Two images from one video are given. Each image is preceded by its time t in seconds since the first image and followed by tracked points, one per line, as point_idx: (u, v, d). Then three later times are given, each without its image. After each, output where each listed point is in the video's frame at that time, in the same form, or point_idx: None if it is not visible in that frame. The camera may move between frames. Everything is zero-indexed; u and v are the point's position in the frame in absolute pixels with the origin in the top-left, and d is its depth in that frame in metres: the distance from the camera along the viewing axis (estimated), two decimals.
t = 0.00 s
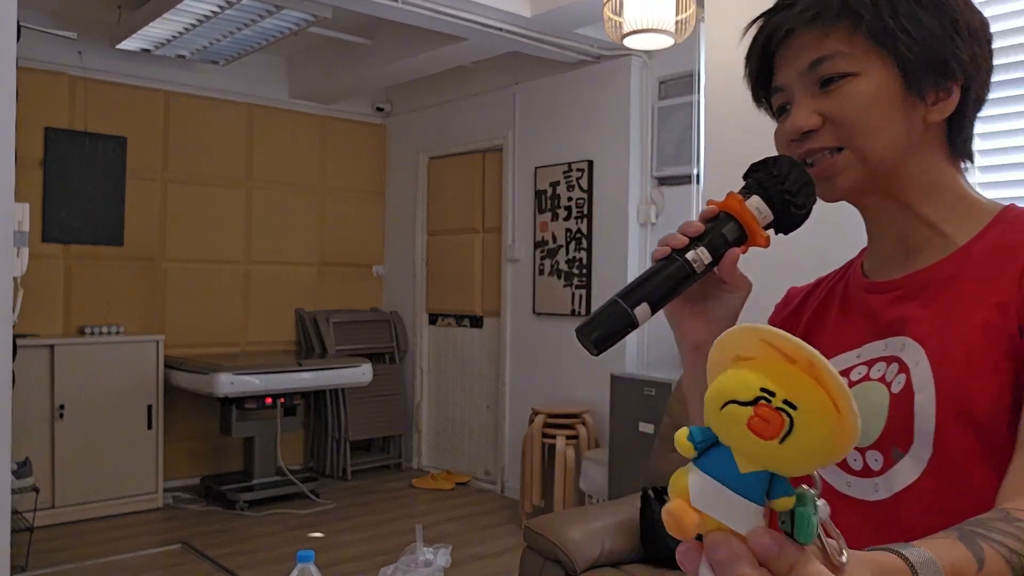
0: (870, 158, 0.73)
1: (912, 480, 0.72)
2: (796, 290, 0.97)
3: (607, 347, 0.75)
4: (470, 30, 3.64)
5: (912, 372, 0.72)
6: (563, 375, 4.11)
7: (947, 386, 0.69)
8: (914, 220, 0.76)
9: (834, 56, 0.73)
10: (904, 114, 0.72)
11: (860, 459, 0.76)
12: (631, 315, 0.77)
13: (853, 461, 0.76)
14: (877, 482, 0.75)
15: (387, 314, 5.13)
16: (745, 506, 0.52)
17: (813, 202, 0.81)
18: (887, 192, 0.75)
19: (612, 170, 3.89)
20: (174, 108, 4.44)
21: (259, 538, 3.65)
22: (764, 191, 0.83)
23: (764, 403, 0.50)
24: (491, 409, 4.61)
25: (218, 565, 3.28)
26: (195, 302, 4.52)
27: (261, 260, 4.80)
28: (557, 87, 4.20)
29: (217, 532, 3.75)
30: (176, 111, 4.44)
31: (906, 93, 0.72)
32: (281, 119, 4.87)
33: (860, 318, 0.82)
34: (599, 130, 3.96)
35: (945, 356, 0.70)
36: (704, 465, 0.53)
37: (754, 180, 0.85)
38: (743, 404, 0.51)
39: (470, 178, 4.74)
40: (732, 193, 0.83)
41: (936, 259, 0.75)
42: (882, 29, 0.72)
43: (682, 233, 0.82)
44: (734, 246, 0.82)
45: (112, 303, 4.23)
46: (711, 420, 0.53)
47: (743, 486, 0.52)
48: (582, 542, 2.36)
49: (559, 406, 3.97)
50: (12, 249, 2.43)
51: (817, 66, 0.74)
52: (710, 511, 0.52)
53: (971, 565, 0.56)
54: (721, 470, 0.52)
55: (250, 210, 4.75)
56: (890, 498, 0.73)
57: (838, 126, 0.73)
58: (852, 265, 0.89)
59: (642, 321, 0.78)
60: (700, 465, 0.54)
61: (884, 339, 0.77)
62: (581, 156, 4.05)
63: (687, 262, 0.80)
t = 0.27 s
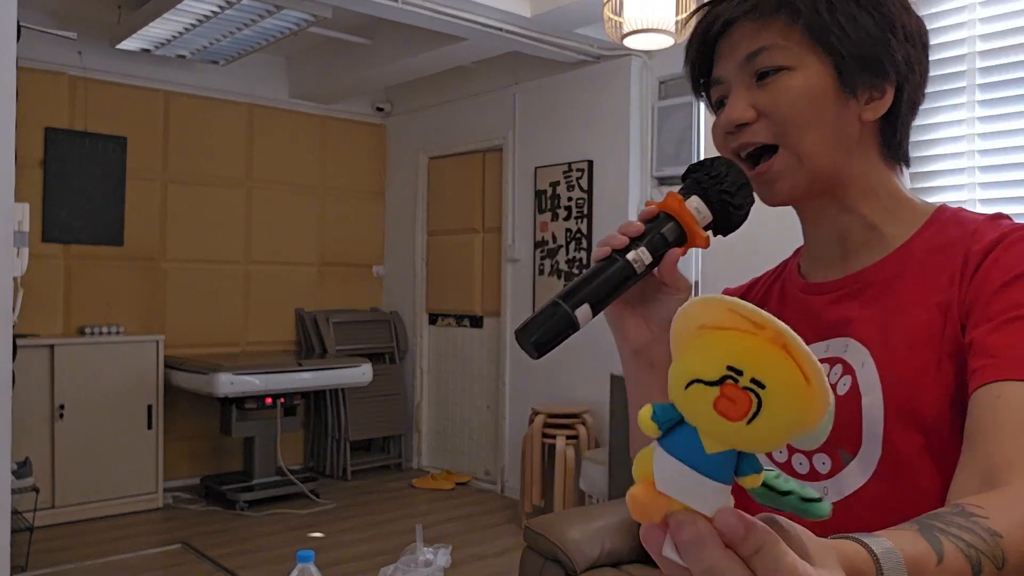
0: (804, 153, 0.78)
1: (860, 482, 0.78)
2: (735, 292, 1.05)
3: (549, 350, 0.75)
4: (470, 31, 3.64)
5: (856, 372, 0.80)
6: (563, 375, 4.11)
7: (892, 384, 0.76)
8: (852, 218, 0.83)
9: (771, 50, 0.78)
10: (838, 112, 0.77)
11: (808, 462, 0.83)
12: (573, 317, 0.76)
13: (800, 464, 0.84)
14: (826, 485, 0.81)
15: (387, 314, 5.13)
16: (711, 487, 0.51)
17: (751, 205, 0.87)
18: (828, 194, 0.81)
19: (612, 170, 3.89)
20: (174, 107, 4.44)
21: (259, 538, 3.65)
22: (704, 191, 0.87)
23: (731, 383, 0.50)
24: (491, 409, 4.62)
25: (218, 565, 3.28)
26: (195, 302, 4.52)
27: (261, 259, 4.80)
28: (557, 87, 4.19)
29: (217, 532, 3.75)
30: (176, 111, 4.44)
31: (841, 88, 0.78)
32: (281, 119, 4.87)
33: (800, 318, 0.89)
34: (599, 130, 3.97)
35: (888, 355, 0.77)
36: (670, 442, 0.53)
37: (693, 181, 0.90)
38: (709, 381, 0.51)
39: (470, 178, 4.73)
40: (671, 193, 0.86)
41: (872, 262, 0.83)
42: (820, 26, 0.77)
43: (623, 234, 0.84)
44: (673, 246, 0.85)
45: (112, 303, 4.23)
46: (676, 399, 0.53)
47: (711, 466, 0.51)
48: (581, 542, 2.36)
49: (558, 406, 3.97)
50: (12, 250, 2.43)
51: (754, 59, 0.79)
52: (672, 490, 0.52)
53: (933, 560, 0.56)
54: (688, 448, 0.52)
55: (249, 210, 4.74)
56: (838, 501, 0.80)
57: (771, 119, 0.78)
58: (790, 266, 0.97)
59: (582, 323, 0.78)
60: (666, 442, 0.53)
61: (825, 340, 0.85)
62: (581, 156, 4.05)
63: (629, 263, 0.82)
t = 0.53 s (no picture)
0: (763, 146, 0.72)
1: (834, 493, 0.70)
2: (687, 289, 0.95)
3: (502, 362, 0.77)
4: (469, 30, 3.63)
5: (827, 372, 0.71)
6: (563, 375, 4.11)
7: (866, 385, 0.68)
8: (815, 209, 0.75)
9: (730, 39, 0.73)
10: (796, 103, 0.71)
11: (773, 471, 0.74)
12: (527, 328, 0.79)
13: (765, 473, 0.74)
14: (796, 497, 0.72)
15: (387, 314, 5.13)
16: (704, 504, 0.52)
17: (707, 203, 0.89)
18: (788, 185, 0.74)
19: (612, 170, 3.89)
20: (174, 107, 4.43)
21: (259, 538, 3.65)
22: (659, 189, 0.87)
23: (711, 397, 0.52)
24: (491, 409, 4.61)
25: (218, 565, 3.28)
26: (196, 302, 4.53)
27: (261, 260, 4.80)
28: (557, 87, 4.20)
29: (216, 532, 3.74)
30: (176, 111, 4.44)
31: (799, 79, 0.71)
32: (281, 119, 4.87)
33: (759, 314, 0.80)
34: (598, 130, 3.96)
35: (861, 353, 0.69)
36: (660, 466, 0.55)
37: (649, 177, 0.89)
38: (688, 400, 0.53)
39: (470, 179, 4.73)
40: (626, 194, 0.86)
41: (841, 253, 0.75)
42: (780, 12, 0.72)
43: (578, 237, 0.83)
44: (631, 248, 0.84)
45: (113, 303, 4.23)
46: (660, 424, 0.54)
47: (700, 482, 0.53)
48: (580, 542, 2.35)
49: (558, 406, 3.97)
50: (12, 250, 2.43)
51: (714, 49, 0.74)
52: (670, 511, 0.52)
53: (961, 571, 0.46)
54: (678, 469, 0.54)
55: (249, 210, 4.74)
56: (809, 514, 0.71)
57: (730, 111, 0.72)
58: (748, 260, 0.87)
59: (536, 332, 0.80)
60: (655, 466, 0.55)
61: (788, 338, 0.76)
62: (581, 156, 4.05)
63: (584, 268, 0.81)
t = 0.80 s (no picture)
0: (747, 144, 0.72)
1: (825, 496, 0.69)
2: (666, 281, 0.95)
3: (490, 379, 0.74)
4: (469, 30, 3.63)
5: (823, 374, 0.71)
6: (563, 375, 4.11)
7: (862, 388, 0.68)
8: (805, 207, 0.76)
9: (720, 34, 0.72)
10: (784, 101, 0.71)
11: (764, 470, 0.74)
12: (515, 343, 0.76)
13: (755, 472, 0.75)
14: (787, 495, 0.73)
15: (387, 314, 5.13)
16: (826, 533, 0.53)
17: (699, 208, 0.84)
18: (778, 183, 0.75)
19: (612, 170, 3.89)
20: (174, 107, 4.43)
21: (259, 538, 3.65)
22: (654, 195, 0.83)
23: (844, 420, 0.50)
24: (491, 409, 4.61)
25: (218, 565, 3.28)
26: (196, 302, 4.53)
27: (261, 260, 4.80)
28: (557, 87, 4.19)
29: (216, 532, 3.74)
30: (176, 111, 4.44)
31: (788, 76, 0.71)
32: (281, 119, 4.87)
33: (748, 313, 0.80)
34: (598, 130, 3.96)
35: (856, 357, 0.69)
36: (779, 488, 0.55)
37: (642, 181, 0.85)
38: (814, 422, 0.51)
39: (471, 179, 4.73)
40: (622, 200, 0.82)
41: (831, 254, 0.75)
42: (771, 8, 0.71)
43: (569, 247, 0.80)
44: (624, 257, 0.81)
45: (113, 303, 4.23)
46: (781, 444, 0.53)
47: (822, 511, 0.53)
48: (581, 542, 2.35)
49: (558, 406, 3.97)
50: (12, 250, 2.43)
51: (704, 43, 0.74)
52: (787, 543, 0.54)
53: None
54: (799, 494, 0.54)
55: (249, 210, 4.74)
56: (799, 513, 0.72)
57: (717, 108, 0.72)
58: (731, 255, 0.89)
59: (526, 346, 0.77)
60: (772, 490, 0.55)
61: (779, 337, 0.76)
62: (581, 157, 4.05)
63: (574, 279, 0.78)
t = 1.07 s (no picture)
0: (751, 150, 0.74)
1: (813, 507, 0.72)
2: (655, 290, 0.97)
3: (475, 384, 0.75)
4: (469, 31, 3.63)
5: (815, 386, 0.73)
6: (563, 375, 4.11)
7: (853, 401, 0.71)
8: (794, 219, 0.78)
9: (725, 41, 0.74)
10: (788, 109, 0.73)
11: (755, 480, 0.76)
12: (503, 348, 0.76)
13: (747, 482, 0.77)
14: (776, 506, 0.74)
15: (387, 314, 5.12)
16: (724, 527, 0.59)
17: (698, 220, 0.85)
18: (773, 193, 0.77)
19: (612, 170, 3.89)
20: (173, 107, 4.43)
21: (259, 538, 3.65)
22: (652, 204, 0.83)
23: (739, 421, 0.60)
24: (491, 409, 4.61)
25: (218, 565, 3.28)
26: (195, 302, 4.52)
27: (261, 259, 4.80)
28: (557, 87, 4.19)
29: (217, 532, 3.74)
30: (176, 111, 4.44)
31: (793, 84, 0.73)
32: (281, 119, 4.87)
33: (740, 324, 0.82)
34: (598, 130, 3.97)
35: (848, 370, 0.72)
36: (678, 484, 0.62)
37: (641, 189, 0.85)
38: (720, 422, 0.61)
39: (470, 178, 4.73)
40: (617, 207, 0.82)
41: (823, 268, 0.78)
42: (777, 16, 0.73)
43: (564, 252, 0.80)
44: (617, 265, 0.81)
45: (113, 304, 4.23)
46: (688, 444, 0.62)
47: (723, 507, 0.60)
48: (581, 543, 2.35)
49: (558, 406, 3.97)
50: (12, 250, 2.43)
51: (707, 49, 0.75)
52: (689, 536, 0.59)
53: None
54: (699, 492, 0.60)
55: (249, 209, 4.74)
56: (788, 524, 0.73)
57: (721, 114, 0.73)
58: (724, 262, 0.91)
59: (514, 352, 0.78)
60: (672, 487, 0.62)
61: (771, 348, 0.78)
62: (581, 157, 4.05)
63: (567, 286, 0.79)
